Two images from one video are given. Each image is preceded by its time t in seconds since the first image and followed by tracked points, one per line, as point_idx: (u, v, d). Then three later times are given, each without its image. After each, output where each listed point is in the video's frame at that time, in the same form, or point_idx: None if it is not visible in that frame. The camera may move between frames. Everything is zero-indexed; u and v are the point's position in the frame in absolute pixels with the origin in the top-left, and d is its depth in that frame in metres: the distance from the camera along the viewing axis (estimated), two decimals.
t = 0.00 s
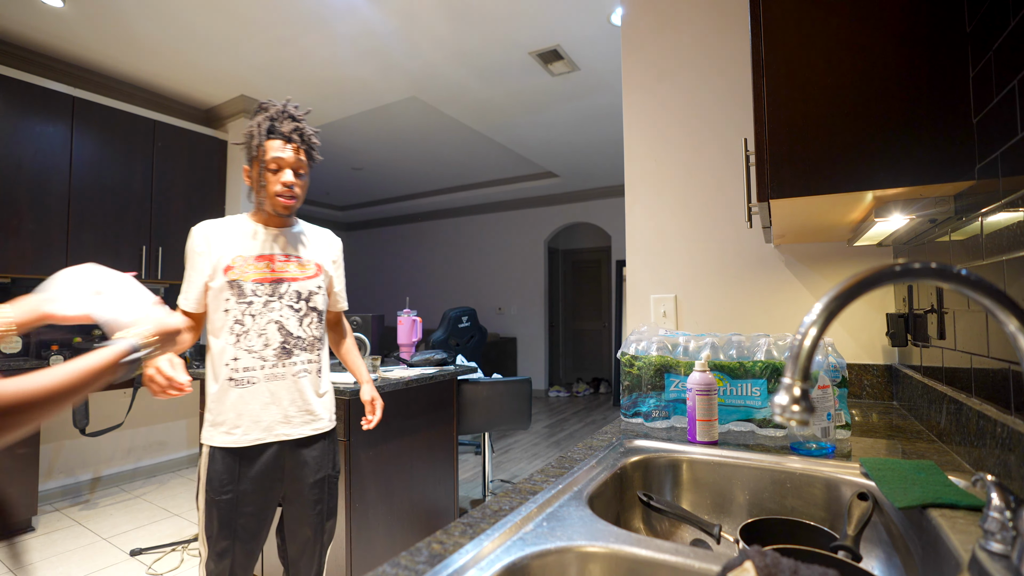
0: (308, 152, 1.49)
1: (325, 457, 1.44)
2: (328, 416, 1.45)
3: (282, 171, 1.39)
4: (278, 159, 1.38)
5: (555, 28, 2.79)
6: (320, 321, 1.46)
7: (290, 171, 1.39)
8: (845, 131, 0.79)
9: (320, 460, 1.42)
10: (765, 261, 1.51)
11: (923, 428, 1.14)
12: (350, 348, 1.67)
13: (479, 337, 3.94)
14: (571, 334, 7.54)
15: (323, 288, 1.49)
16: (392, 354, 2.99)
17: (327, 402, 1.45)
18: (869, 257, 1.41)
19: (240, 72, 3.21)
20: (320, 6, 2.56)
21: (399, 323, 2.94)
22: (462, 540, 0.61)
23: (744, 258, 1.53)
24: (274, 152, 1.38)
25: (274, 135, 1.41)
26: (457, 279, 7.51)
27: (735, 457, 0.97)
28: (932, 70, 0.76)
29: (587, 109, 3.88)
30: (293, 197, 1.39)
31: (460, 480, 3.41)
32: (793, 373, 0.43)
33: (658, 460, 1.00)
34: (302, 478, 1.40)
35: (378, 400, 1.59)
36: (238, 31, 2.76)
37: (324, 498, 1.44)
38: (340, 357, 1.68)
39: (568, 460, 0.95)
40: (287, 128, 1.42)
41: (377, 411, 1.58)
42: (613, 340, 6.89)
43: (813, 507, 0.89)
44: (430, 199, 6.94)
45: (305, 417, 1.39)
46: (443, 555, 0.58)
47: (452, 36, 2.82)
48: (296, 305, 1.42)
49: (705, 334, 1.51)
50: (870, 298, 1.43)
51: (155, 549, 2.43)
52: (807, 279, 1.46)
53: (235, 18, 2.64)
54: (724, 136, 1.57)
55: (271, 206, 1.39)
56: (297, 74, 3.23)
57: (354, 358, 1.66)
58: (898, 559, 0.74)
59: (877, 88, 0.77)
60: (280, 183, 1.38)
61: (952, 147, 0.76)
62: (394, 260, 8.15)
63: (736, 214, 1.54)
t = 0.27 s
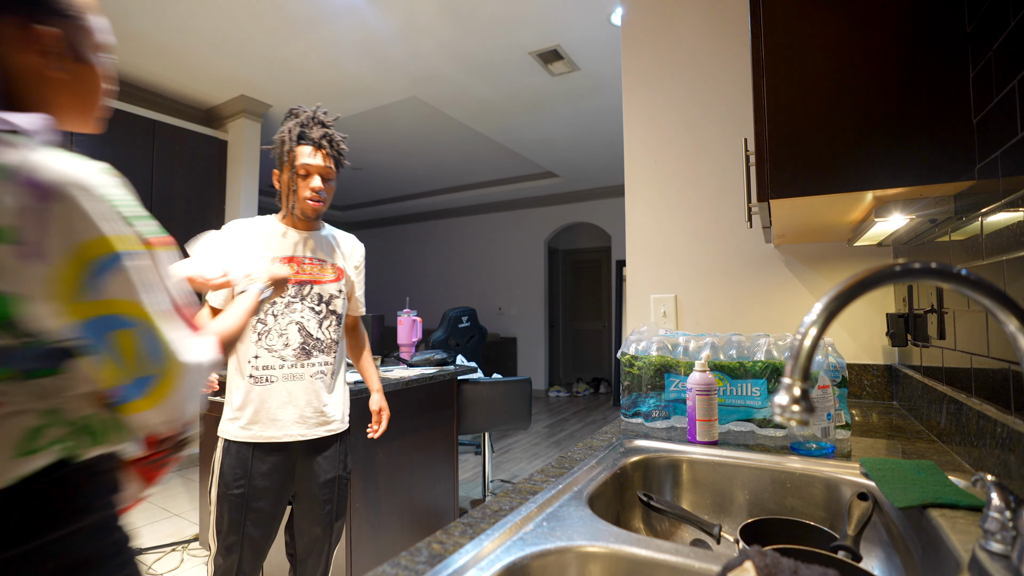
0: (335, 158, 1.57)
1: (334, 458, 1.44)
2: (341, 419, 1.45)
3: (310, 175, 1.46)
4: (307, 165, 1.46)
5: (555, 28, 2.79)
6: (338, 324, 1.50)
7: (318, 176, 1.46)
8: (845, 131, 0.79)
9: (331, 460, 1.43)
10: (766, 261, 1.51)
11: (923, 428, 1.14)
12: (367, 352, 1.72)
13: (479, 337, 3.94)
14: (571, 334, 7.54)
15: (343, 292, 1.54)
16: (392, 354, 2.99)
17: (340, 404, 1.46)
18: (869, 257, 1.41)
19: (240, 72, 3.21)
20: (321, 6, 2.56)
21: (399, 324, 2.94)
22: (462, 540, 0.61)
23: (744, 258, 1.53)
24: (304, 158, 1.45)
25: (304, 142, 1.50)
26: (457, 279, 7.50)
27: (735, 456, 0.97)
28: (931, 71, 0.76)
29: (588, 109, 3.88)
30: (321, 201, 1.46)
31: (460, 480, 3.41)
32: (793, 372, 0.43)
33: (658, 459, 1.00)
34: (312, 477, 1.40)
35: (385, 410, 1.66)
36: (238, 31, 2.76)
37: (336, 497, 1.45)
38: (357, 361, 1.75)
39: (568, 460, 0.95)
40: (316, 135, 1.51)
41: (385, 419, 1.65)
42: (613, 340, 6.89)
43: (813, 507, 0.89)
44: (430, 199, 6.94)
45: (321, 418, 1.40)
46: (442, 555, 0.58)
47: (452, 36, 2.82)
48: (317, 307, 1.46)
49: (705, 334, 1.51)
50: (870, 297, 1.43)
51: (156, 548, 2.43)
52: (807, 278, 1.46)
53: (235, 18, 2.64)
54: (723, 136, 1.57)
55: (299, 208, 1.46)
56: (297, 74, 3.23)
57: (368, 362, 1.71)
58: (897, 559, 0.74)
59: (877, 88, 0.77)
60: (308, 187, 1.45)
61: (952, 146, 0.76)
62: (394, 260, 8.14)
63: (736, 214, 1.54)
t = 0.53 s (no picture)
0: (351, 165, 1.56)
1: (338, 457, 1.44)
2: (345, 421, 1.45)
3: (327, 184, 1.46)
4: (323, 173, 1.46)
5: (555, 28, 2.79)
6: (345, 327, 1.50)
7: (333, 186, 1.47)
8: (845, 131, 0.79)
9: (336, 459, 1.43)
10: (766, 261, 1.51)
11: (923, 428, 1.14)
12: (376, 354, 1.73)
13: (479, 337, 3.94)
14: (571, 334, 7.54)
15: (350, 295, 1.54)
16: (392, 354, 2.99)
17: (342, 404, 1.44)
18: (869, 257, 1.41)
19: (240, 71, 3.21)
20: (321, 6, 2.56)
21: (399, 324, 2.93)
22: (462, 540, 0.61)
23: (744, 258, 1.53)
24: (320, 166, 1.45)
25: (322, 147, 1.48)
26: (457, 279, 7.50)
27: (735, 457, 0.97)
28: (931, 71, 0.76)
29: (588, 109, 3.88)
30: (332, 210, 1.48)
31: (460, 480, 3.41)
32: (793, 372, 0.43)
33: (658, 460, 1.00)
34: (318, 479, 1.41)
35: (389, 414, 1.68)
36: (238, 31, 2.76)
37: (337, 496, 1.45)
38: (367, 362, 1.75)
39: (568, 460, 0.95)
40: (335, 143, 1.49)
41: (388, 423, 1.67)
42: (613, 340, 6.89)
43: (813, 507, 0.89)
44: (430, 199, 6.94)
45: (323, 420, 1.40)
46: (442, 555, 0.58)
47: (452, 36, 2.82)
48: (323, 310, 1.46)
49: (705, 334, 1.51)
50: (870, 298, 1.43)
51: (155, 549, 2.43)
52: (807, 278, 1.46)
53: (235, 18, 2.64)
54: (724, 136, 1.56)
55: (314, 215, 1.48)
56: (297, 73, 3.23)
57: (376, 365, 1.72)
58: (898, 559, 0.74)
59: (878, 88, 0.77)
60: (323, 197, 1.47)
61: (953, 146, 0.75)
62: (394, 260, 8.14)
63: (736, 214, 1.54)
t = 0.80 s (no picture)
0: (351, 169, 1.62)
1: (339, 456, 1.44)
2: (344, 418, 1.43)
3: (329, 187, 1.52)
4: (326, 177, 1.51)
5: (555, 28, 2.79)
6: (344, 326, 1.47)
7: (336, 189, 1.52)
8: (845, 131, 0.79)
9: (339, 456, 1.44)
10: (766, 261, 1.51)
11: (923, 428, 1.14)
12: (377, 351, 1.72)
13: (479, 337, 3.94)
14: (571, 334, 7.54)
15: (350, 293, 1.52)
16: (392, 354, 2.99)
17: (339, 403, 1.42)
18: (870, 257, 1.41)
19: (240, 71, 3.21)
20: (320, 6, 2.56)
21: (399, 324, 2.93)
22: (461, 540, 0.61)
23: (745, 258, 1.53)
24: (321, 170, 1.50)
25: (324, 153, 1.53)
26: (457, 279, 7.50)
27: (735, 457, 0.97)
28: (931, 71, 0.76)
29: (588, 109, 3.88)
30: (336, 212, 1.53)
31: (460, 480, 3.41)
32: (793, 372, 0.43)
33: (658, 460, 1.00)
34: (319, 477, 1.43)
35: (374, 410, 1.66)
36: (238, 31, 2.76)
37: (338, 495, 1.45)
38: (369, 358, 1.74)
39: (567, 460, 0.95)
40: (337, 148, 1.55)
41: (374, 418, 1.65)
42: (613, 340, 6.89)
43: (813, 507, 0.89)
44: (430, 199, 6.94)
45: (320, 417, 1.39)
46: (442, 555, 0.58)
47: (452, 36, 2.82)
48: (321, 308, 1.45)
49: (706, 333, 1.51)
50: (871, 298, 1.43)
51: (155, 548, 2.43)
52: (807, 278, 1.46)
53: (234, 18, 2.64)
54: (724, 136, 1.56)
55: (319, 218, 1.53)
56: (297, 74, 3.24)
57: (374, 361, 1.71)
58: (898, 559, 0.74)
59: (878, 88, 0.77)
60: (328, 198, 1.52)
61: (953, 146, 0.75)
62: (394, 260, 8.14)
63: (736, 214, 1.54)
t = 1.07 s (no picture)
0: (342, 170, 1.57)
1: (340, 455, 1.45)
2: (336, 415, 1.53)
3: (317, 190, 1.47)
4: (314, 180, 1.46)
5: (555, 28, 2.79)
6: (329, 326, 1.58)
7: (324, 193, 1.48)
8: (845, 131, 0.79)
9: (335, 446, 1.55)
10: (766, 261, 1.51)
11: (924, 428, 1.14)
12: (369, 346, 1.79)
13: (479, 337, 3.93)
14: (571, 334, 7.54)
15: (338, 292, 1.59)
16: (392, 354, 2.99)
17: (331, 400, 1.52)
18: (870, 257, 1.41)
19: (240, 71, 3.21)
20: (320, 6, 2.56)
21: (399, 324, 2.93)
22: (462, 540, 0.61)
23: (745, 258, 1.53)
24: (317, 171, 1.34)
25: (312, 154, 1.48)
26: (457, 279, 7.50)
27: (735, 457, 0.97)
28: (931, 71, 0.76)
29: (588, 109, 3.88)
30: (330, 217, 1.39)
31: (460, 480, 3.41)
32: (793, 372, 0.43)
33: (658, 460, 1.00)
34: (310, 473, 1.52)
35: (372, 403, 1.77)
36: (238, 31, 2.76)
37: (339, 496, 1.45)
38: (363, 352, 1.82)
39: (567, 460, 0.95)
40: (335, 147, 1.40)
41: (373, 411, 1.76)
42: (613, 340, 6.89)
43: (813, 507, 0.89)
44: (430, 199, 6.94)
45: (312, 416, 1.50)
46: (442, 555, 0.58)
47: (452, 36, 2.82)
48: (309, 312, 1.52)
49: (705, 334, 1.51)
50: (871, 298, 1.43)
51: (155, 549, 2.43)
52: (807, 278, 1.46)
53: (234, 18, 2.64)
54: (724, 136, 1.56)
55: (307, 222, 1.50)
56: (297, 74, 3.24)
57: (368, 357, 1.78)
58: (898, 559, 0.74)
59: (878, 88, 0.77)
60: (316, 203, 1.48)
61: (953, 146, 0.75)
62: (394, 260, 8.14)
63: (736, 214, 1.54)
